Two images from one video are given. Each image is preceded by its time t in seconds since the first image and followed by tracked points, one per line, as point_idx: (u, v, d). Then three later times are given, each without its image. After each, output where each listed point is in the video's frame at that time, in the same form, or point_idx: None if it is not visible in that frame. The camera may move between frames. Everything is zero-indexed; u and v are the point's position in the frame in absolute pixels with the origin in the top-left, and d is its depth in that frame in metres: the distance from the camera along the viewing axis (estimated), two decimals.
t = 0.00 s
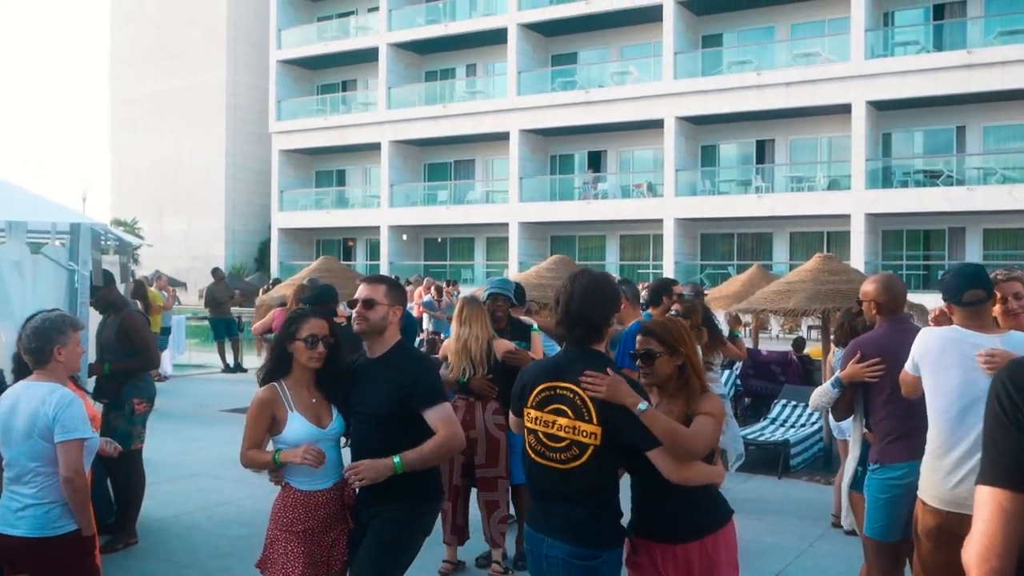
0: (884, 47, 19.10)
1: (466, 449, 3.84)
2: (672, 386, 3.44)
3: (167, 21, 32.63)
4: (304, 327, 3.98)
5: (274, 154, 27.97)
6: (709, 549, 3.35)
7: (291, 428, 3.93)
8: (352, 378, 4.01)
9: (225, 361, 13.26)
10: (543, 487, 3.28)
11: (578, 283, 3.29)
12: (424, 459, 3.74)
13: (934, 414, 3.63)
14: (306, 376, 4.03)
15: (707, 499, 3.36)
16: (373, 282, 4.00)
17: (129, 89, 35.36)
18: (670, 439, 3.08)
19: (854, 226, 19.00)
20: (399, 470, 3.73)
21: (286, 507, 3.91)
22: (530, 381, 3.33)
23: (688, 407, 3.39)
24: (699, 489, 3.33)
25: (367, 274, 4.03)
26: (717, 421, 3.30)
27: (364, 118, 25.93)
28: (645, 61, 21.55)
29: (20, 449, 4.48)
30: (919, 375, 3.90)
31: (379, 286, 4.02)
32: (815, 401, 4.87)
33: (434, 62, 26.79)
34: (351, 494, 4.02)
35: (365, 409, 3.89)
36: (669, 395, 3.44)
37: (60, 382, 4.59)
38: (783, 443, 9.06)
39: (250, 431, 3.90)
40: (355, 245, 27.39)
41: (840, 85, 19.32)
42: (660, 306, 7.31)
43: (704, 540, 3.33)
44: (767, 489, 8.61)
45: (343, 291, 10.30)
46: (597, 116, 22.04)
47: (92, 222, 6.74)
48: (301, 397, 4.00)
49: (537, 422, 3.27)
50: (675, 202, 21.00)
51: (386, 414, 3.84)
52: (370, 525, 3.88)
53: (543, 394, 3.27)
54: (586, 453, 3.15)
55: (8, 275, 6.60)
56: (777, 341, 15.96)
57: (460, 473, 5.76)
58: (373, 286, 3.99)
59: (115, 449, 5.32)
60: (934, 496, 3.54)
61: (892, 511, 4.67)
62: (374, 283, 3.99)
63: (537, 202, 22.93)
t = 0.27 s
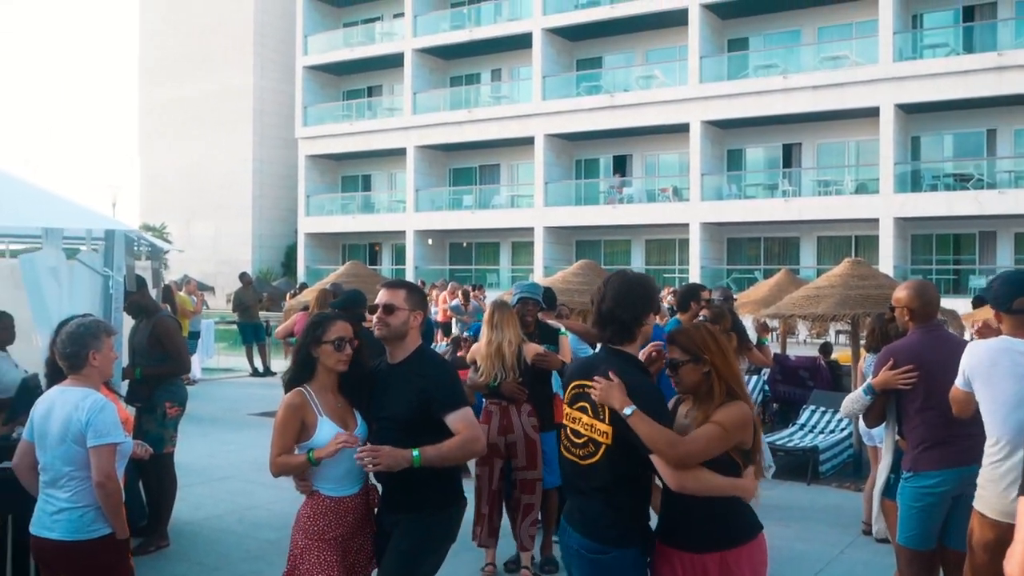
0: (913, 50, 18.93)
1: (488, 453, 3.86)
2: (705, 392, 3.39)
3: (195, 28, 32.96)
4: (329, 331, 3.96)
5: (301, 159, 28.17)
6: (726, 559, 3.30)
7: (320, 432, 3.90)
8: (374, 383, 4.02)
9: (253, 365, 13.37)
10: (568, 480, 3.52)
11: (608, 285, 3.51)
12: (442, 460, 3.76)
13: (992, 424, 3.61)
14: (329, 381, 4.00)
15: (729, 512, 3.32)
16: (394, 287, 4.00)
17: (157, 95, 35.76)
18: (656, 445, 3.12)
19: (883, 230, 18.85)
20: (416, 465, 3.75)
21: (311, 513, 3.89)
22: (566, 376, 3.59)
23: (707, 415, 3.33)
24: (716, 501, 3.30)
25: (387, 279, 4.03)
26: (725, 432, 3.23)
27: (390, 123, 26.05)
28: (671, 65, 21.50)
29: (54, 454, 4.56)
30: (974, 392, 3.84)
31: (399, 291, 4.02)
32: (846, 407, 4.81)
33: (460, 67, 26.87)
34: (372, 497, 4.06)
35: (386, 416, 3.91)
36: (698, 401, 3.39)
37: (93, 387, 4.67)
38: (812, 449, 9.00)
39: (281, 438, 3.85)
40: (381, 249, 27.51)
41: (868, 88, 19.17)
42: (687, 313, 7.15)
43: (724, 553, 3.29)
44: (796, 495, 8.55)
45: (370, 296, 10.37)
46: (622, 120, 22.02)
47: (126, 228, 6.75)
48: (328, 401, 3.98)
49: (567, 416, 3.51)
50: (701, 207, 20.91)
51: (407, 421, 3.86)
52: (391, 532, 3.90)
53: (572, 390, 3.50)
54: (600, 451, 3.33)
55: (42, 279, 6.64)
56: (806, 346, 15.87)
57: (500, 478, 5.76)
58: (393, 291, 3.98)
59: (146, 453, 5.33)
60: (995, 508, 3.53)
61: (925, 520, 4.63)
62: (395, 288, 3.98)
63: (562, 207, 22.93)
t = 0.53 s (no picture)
0: (939, 51, 18.74)
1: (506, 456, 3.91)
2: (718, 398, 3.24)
3: (218, 32, 33.23)
4: (351, 332, 3.95)
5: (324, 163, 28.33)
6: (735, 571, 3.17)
7: (347, 434, 3.86)
8: (390, 389, 4.05)
9: (278, 367, 13.45)
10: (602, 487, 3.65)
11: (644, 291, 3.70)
12: (463, 462, 3.78)
13: None
14: (348, 385, 3.96)
15: (740, 527, 3.17)
16: (413, 290, 4.04)
17: (181, 99, 36.08)
18: (647, 449, 3.17)
19: (908, 233, 18.70)
20: (436, 463, 3.76)
21: (332, 520, 3.86)
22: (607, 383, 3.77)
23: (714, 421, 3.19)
24: (723, 511, 3.17)
25: (407, 282, 4.07)
26: (715, 438, 3.10)
27: (413, 127, 26.16)
28: (694, 67, 21.43)
29: (85, 457, 4.60)
30: (1020, 407, 4.16)
31: (419, 294, 4.07)
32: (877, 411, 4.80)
33: (483, 71, 26.89)
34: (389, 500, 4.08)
35: (405, 422, 3.93)
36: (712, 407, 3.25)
37: (123, 391, 4.72)
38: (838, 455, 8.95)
39: (306, 439, 3.79)
40: (403, 253, 27.59)
41: (893, 90, 19.02)
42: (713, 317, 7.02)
43: (735, 566, 3.16)
44: (822, 500, 8.49)
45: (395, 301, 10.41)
46: (645, 124, 21.97)
47: (157, 232, 6.86)
48: (348, 404, 3.96)
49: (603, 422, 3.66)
50: (724, 210, 20.83)
51: (427, 426, 3.89)
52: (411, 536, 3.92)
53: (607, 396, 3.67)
54: (624, 454, 3.45)
55: (73, 283, 6.59)
56: (830, 351, 15.81)
57: (527, 484, 5.73)
58: (412, 294, 4.02)
59: (174, 453, 5.32)
60: None
61: (956, 528, 4.57)
62: (414, 291, 4.02)
63: (584, 210, 22.92)
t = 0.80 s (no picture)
0: (963, 50, 18.58)
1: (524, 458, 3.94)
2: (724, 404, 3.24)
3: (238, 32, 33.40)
4: (368, 332, 3.96)
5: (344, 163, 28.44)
6: None
7: (370, 435, 3.89)
8: (405, 391, 4.08)
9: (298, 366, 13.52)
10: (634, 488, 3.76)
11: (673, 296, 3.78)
12: (483, 462, 3.81)
13: None
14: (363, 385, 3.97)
15: (729, 537, 3.16)
16: (430, 290, 4.07)
17: (201, 99, 36.32)
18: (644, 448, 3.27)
19: (930, 234, 18.58)
20: (454, 460, 3.78)
21: (351, 521, 3.85)
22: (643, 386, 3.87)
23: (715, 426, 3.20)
24: (712, 518, 3.18)
25: (423, 282, 4.11)
26: (696, 443, 3.11)
27: (432, 126, 26.22)
28: (714, 67, 21.36)
29: (109, 454, 4.64)
30: None
31: (436, 295, 4.11)
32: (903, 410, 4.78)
33: (502, 70, 26.92)
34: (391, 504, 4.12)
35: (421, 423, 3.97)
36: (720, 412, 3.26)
37: (147, 389, 4.75)
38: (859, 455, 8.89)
39: (330, 441, 3.77)
40: (421, 252, 27.66)
41: (915, 89, 18.89)
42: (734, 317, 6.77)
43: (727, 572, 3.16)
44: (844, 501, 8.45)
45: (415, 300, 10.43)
46: (664, 123, 21.92)
47: (180, 232, 6.90)
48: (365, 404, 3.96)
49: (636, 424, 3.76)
50: (743, 210, 20.76)
51: (445, 427, 3.91)
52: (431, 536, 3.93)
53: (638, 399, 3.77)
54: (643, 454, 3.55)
55: (99, 281, 6.67)
56: (852, 351, 15.76)
57: (545, 484, 5.73)
58: (428, 295, 4.06)
59: (196, 450, 5.31)
60: None
61: (982, 529, 4.54)
62: (430, 292, 4.07)
63: (603, 210, 22.91)
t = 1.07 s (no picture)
0: (986, 47, 18.40)
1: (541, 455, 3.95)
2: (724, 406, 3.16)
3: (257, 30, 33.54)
4: (384, 330, 4.00)
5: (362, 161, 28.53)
6: None
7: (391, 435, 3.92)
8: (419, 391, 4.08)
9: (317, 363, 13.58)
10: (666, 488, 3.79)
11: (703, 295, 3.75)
12: (498, 460, 3.83)
13: None
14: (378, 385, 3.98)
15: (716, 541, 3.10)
16: (444, 288, 4.06)
17: (221, 97, 36.52)
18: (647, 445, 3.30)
19: (952, 233, 18.43)
20: (471, 457, 3.80)
21: (377, 520, 3.86)
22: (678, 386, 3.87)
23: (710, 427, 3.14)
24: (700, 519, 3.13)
25: (438, 280, 4.10)
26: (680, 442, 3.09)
27: (451, 124, 26.25)
28: (733, 64, 21.26)
29: (132, 451, 4.68)
30: None
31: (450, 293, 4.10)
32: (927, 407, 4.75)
33: (521, 68, 26.92)
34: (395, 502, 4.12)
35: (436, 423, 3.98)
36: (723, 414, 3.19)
37: (168, 386, 4.79)
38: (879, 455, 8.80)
39: (355, 439, 3.77)
40: (439, 249, 27.71)
41: (936, 87, 18.74)
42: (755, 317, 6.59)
43: None
44: (864, 501, 8.40)
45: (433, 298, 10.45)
46: (683, 121, 21.85)
47: (202, 229, 6.96)
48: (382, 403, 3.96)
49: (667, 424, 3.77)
50: (763, 208, 20.68)
51: (464, 426, 3.93)
52: (451, 531, 3.94)
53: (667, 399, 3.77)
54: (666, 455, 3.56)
55: (123, 280, 6.80)
56: (871, 351, 15.70)
57: (562, 483, 5.72)
58: (442, 293, 4.04)
59: (218, 447, 5.33)
60: None
61: (1006, 529, 4.49)
62: (444, 290, 4.04)
63: (622, 208, 22.88)
